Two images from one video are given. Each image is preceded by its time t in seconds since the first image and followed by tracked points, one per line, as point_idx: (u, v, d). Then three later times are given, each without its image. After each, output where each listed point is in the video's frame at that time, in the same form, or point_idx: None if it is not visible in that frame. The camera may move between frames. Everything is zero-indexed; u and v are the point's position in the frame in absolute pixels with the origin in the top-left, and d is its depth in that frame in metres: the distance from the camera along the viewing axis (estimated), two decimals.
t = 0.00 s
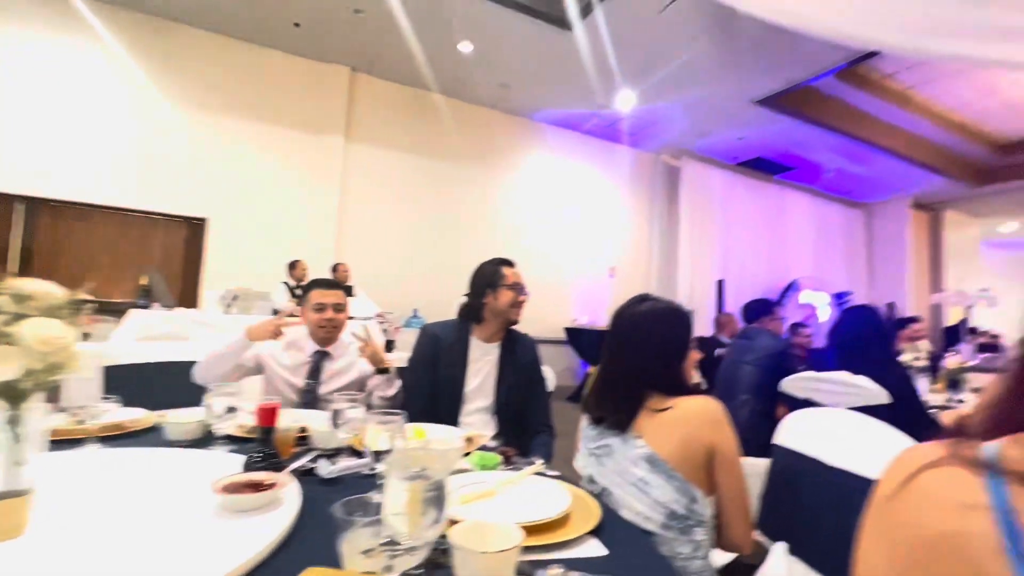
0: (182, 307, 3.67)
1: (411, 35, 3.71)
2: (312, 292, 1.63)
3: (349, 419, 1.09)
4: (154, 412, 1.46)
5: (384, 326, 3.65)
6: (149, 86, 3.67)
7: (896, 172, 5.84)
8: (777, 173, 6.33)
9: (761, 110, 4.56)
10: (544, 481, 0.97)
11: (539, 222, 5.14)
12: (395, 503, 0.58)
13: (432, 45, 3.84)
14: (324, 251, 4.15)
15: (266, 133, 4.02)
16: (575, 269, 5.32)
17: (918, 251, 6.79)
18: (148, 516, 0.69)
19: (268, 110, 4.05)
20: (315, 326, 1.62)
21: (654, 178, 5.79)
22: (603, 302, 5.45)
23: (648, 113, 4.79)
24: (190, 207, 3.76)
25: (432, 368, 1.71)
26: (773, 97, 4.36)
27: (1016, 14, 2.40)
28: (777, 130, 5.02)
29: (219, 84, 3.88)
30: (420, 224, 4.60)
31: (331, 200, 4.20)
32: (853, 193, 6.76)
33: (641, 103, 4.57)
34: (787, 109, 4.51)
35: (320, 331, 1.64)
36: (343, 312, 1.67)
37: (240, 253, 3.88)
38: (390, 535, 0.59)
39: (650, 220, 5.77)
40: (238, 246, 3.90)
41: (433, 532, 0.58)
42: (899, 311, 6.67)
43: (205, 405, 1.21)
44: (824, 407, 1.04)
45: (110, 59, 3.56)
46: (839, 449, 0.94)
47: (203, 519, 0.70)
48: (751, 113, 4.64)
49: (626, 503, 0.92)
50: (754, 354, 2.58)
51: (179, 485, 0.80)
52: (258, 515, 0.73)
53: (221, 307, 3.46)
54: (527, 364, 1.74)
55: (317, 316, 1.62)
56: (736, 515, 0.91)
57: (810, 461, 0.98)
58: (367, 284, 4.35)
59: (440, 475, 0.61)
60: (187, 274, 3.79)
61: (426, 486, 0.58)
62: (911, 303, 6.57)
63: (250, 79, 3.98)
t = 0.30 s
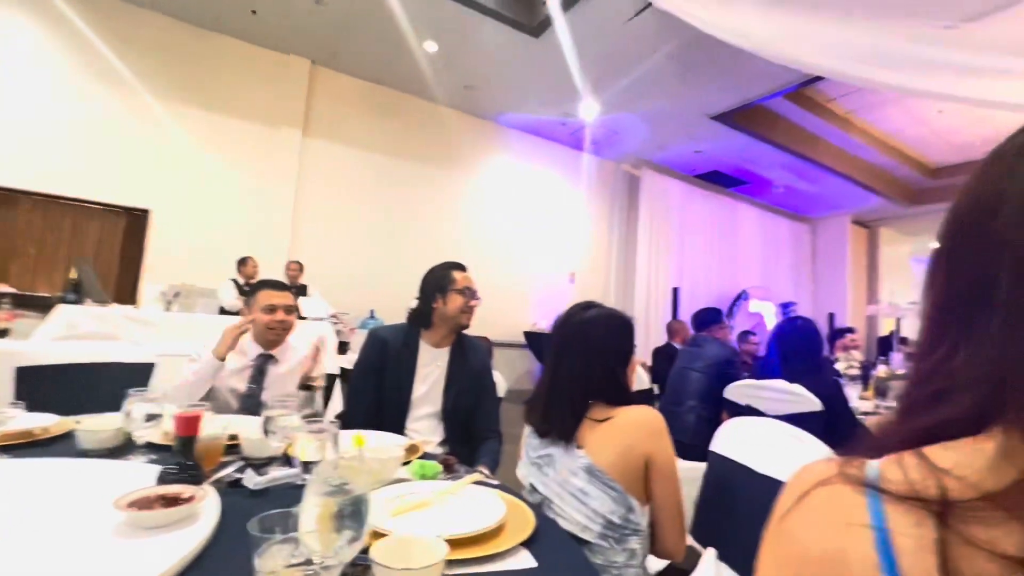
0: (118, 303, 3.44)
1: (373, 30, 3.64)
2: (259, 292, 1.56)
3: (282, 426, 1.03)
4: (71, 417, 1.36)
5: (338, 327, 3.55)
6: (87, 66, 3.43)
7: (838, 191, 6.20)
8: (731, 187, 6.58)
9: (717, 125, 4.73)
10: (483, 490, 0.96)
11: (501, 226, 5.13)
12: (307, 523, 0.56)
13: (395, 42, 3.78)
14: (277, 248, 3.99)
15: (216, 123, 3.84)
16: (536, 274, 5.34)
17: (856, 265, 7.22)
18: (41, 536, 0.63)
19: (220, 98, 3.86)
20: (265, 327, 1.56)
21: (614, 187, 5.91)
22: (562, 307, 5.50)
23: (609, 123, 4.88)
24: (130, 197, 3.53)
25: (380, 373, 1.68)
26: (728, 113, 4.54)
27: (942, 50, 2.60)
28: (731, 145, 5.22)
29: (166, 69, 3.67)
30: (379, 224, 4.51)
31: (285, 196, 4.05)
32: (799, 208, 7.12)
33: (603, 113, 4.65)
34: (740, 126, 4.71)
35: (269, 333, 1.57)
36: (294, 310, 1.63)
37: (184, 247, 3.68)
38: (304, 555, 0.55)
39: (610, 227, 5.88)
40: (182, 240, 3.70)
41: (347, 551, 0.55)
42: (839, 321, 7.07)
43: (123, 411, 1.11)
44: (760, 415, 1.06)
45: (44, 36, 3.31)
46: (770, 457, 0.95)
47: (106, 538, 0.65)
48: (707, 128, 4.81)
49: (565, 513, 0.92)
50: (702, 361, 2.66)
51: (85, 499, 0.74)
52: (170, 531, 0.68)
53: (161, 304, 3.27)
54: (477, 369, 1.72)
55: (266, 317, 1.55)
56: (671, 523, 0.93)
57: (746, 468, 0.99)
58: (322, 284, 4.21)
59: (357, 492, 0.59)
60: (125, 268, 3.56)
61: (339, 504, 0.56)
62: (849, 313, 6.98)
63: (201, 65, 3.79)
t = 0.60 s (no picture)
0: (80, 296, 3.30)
1: (353, 22, 3.58)
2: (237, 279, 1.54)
3: (253, 424, 0.99)
4: (27, 416, 1.29)
5: (313, 323, 3.49)
6: (48, 46, 3.26)
7: (809, 196, 6.38)
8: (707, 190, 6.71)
9: (695, 128, 4.81)
10: (459, 487, 0.96)
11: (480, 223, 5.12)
12: (276, 522, 0.55)
13: (375, 35, 3.71)
14: (250, 242, 3.90)
15: (187, 111, 3.71)
16: (515, 272, 5.35)
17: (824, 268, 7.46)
18: None
19: (192, 86, 3.73)
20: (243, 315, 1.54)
21: (594, 187, 5.95)
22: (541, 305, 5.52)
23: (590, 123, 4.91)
24: (95, 185, 3.39)
25: (356, 369, 1.65)
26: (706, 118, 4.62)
27: (908, 63, 2.70)
28: (708, 149, 5.32)
29: (134, 54, 3.53)
30: (357, 219, 4.44)
31: (260, 188, 3.95)
32: (771, 213, 7.31)
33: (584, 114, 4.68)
34: (717, 130, 4.80)
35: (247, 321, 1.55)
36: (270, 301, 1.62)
37: (152, 239, 3.56)
38: (275, 554, 0.54)
39: (590, 227, 5.92)
40: (150, 231, 3.57)
41: (319, 548, 0.55)
42: (807, 322, 7.29)
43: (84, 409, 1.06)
44: (734, 415, 1.09)
45: None
46: (744, 458, 0.98)
47: (65, 540, 0.62)
48: (685, 131, 4.89)
49: (539, 510, 0.92)
50: (677, 361, 2.71)
51: (41, 501, 0.71)
52: (134, 531, 0.66)
53: (127, 298, 3.15)
54: (455, 368, 1.73)
55: (245, 305, 1.54)
56: (641, 521, 0.94)
57: (718, 467, 1.01)
58: (296, 279, 4.13)
59: (329, 488, 0.58)
60: (88, 259, 3.41)
61: (309, 502, 0.55)
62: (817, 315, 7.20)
63: (171, 50, 3.65)
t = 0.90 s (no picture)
0: (34, 292, 3.14)
1: (329, 17, 3.52)
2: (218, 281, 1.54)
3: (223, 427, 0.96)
4: None
5: (284, 322, 3.41)
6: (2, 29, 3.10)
7: (777, 203, 6.58)
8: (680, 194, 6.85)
9: (669, 134, 4.91)
10: (435, 489, 0.95)
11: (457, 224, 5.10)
12: (251, 526, 0.54)
13: (350, 31, 3.66)
14: (219, 239, 3.78)
15: (153, 102, 3.58)
16: (491, 273, 5.35)
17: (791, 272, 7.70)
18: None
19: (158, 76, 3.61)
20: (222, 317, 1.53)
21: (571, 190, 6.00)
22: (517, 306, 5.54)
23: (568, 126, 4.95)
24: (52, 177, 3.24)
25: (335, 369, 1.62)
26: (680, 124, 4.72)
27: (870, 77, 2.82)
28: (682, 154, 5.43)
29: (97, 41, 3.39)
30: (330, 217, 4.36)
31: (229, 183, 3.84)
32: (741, 218, 7.50)
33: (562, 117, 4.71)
34: (690, 136, 4.90)
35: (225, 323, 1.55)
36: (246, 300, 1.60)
37: (113, 234, 3.41)
38: (249, 560, 0.52)
39: (566, 229, 5.97)
40: (111, 226, 3.42)
41: (295, 551, 0.54)
42: (775, 325, 7.50)
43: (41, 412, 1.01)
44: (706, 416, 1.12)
45: None
46: (714, 456, 1.01)
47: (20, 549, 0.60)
48: (660, 136, 4.98)
49: (517, 509, 0.94)
50: (650, 362, 2.76)
51: None
52: (96, 538, 0.63)
53: (85, 295, 3.01)
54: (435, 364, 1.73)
55: (225, 307, 1.54)
56: (617, 523, 0.95)
57: (690, 462, 1.04)
58: (267, 277, 4.03)
59: (306, 490, 0.58)
60: (43, 254, 3.25)
61: (286, 504, 0.55)
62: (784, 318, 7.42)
63: (136, 38, 3.52)
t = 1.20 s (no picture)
0: None
1: (283, 12, 3.40)
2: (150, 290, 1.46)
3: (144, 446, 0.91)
4: None
5: (226, 327, 3.25)
6: None
7: (723, 216, 6.89)
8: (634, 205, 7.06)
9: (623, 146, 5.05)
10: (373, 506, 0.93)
11: (413, 228, 5.03)
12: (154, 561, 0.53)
13: (305, 26, 3.54)
14: (155, 237, 3.56)
15: (83, 89, 3.33)
16: (447, 278, 5.30)
17: (735, 282, 8.07)
18: None
19: (90, 62, 3.36)
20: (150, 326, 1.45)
21: (528, 197, 6.05)
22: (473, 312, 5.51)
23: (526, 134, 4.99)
24: None
25: (277, 380, 1.56)
26: (633, 137, 4.87)
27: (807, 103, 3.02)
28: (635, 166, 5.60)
29: (19, 20, 3.12)
30: (279, 217, 4.19)
31: (169, 179, 3.62)
32: (691, 229, 7.79)
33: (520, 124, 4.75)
34: (643, 149, 5.07)
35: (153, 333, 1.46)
36: (177, 309, 1.51)
37: (33, 230, 3.14)
38: None
39: (523, 236, 6.01)
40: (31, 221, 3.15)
41: None
42: (720, 332, 7.84)
43: None
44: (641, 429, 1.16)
45: None
46: (651, 465, 1.04)
47: None
48: (614, 147, 5.12)
49: (454, 525, 0.92)
50: (600, 370, 2.82)
51: None
52: None
53: None
54: (382, 376, 1.70)
55: (155, 316, 1.45)
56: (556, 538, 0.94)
57: (628, 472, 1.07)
58: (209, 279, 3.82)
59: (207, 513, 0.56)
60: None
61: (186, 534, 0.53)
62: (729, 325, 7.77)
63: (65, 19, 3.26)
